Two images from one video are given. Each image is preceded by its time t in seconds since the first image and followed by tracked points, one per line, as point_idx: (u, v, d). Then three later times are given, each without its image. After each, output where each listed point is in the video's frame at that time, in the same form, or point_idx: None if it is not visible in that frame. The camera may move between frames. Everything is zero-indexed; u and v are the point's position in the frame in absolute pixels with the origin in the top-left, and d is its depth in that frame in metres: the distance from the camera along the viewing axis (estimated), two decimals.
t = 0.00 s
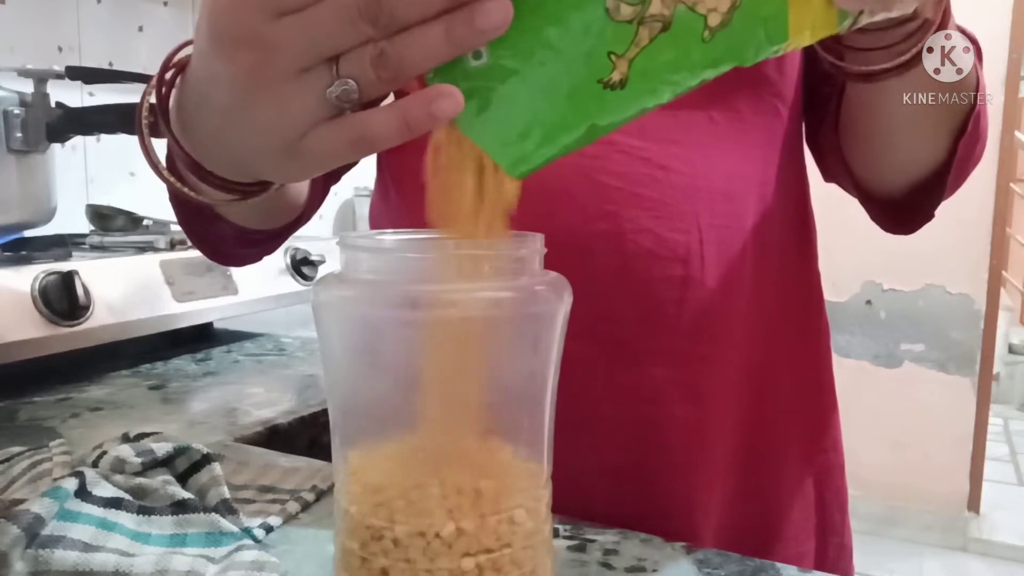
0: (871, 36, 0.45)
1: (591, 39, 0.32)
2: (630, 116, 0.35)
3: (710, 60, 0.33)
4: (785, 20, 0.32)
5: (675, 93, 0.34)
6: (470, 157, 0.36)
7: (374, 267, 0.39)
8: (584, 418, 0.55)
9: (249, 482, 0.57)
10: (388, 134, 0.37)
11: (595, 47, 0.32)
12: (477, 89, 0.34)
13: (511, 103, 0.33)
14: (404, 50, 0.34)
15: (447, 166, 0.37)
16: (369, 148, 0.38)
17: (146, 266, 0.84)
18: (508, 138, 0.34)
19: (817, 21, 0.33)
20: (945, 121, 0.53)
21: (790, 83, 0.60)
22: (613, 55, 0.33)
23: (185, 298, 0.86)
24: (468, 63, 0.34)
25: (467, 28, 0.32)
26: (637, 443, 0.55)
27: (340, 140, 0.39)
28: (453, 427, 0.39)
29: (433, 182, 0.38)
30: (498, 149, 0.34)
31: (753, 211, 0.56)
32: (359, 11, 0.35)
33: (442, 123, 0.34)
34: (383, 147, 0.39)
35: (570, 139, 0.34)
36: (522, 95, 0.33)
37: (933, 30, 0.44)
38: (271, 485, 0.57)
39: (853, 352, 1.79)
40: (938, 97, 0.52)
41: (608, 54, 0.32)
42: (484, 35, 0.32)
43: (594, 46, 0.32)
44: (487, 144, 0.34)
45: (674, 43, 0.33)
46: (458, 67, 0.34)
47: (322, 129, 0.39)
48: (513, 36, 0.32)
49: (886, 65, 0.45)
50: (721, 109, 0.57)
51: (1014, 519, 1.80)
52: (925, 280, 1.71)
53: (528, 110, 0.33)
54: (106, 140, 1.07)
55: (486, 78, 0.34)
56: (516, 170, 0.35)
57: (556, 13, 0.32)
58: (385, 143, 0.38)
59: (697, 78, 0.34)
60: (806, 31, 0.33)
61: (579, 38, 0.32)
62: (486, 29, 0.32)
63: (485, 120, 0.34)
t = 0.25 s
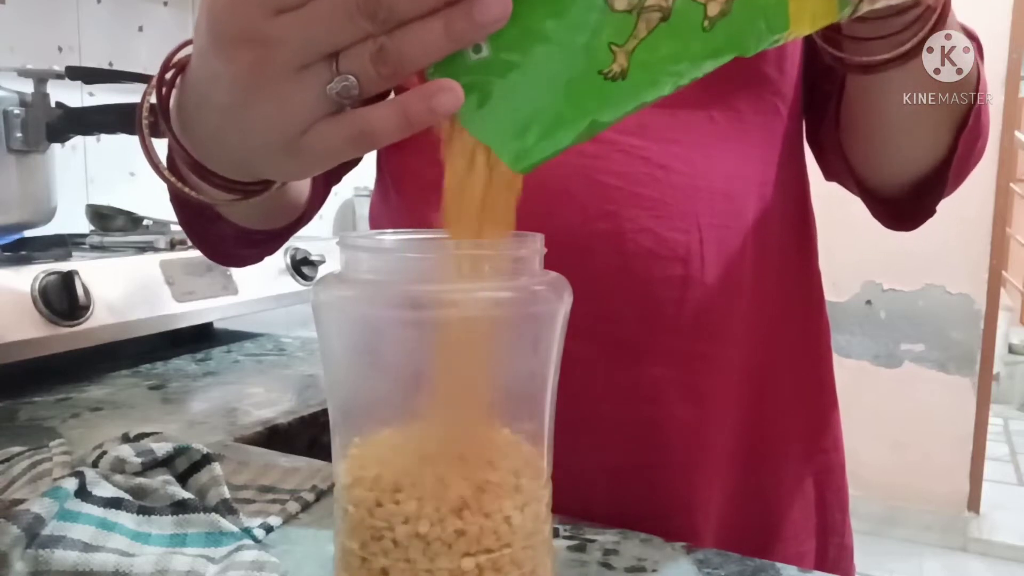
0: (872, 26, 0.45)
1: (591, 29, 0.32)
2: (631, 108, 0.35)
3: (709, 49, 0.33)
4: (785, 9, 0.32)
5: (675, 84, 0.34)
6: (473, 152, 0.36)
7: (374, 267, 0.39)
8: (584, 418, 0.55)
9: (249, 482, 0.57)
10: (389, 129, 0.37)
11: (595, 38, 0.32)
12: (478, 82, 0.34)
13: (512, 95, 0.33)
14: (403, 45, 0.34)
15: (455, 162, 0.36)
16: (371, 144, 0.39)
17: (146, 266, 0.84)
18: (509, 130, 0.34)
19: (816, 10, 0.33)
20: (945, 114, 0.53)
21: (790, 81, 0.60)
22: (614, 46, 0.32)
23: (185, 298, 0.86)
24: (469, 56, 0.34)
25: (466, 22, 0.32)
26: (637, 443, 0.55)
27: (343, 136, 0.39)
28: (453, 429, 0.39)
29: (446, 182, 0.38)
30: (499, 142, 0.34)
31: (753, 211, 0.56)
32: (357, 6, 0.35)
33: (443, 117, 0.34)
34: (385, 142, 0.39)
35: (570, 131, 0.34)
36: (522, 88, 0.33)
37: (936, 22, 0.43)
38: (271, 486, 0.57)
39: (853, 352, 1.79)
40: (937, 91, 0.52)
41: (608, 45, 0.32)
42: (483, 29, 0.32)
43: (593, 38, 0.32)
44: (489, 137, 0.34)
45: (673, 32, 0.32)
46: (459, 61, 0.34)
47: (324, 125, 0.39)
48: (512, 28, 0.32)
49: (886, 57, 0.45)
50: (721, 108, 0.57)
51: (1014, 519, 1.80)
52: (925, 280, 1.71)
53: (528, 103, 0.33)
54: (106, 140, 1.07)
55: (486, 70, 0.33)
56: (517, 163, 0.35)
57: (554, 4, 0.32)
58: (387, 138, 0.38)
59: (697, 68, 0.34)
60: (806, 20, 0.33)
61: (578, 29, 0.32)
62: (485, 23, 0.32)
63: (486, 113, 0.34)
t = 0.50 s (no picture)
0: (873, 13, 0.44)
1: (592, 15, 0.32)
2: (631, 96, 0.35)
3: (708, 33, 0.33)
4: None
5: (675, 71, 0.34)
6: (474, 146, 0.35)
7: (374, 267, 0.39)
8: (585, 418, 0.55)
9: (249, 482, 0.57)
10: (389, 119, 0.37)
11: (596, 24, 0.32)
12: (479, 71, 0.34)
13: (513, 84, 0.33)
14: (403, 35, 0.35)
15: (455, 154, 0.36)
16: (372, 135, 0.38)
17: (145, 266, 0.84)
18: (511, 119, 0.34)
19: None
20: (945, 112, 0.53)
21: (790, 79, 0.60)
22: (615, 32, 0.32)
23: (185, 298, 0.86)
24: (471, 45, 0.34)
25: (465, 13, 0.33)
26: (637, 443, 0.55)
27: (343, 129, 0.38)
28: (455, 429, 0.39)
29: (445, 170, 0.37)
30: (500, 130, 0.34)
31: (753, 209, 0.56)
32: None
33: (444, 107, 0.34)
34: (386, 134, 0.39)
35: (570, 118, 0.34)
36: (524, 76, 0.33)
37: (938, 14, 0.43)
38: (271, 486, 0.57)
39: (853, 352, 1.79)
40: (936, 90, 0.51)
41: (608, 32, 0.32)
42: (483, 18, 0.33)
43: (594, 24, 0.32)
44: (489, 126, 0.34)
45: (672, 17, 0.32)
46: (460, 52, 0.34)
47: (324, 119, 0.39)
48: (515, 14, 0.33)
49: (886, 44, 0.45)
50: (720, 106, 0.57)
51: (1014, 519, 1.80)
52: (925, 280, 1.71)
53: (530, 91, 0.33)
54: (106, 140, 1.07)
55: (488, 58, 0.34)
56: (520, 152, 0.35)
57: None
58: (388, 128, 0.38)
59: (696, 54, 0.34)
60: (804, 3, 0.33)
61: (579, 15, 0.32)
62: (484, 15, 0.32)
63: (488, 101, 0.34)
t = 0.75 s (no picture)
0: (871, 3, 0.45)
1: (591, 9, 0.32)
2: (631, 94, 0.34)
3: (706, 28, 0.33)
4: None
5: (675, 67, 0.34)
6: (474, 145, 0.35)
7: (374, 267, 0.39)
8: (586, 418, 0.55)
9: (249, 482, 0.57)
10: (389, 121, 0.37)
11: (595, 18, 0.32)
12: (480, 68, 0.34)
13: (514, 80, 0.33)
14: (402, 37, 0.35)
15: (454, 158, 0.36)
16: (372, 137, 0.38)
17: (146, 266, 0.84)
18: (512, 116, 0.34)
19: None
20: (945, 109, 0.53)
21: (790, 79, 0.60)
22: (613, 28, 0.32)
23: (185, 298, 0.86)
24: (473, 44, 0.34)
25: (464, 13, 0.33)
26: (637, 443, 0.55)
27: (343, 131, 0.38)
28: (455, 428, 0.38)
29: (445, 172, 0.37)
30: (500, 128, 0.34)
31: (753, 209, 0.56)
32: None
33: (444, 108, 0.34)
34: (386, 135, 0.39)
35: (571, 116, 0.34)
36: (523, 72, 0.33)
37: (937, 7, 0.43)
38: (271, 485, 0.57)
39: (853, 352, 1.79)
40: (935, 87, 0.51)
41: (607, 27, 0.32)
42: (482, 17, 0.33)
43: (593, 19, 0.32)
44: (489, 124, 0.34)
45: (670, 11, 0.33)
46: (460, 50, 0.34)
47: (323, 121, 0.39)
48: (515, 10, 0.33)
49: (886, 35, 0.45)
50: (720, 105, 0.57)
51: (1014, 519, 1.80)
52: (925, 280, 1.71)
53: (530, 87, 0.33)
54: (106, 140, 1.07)
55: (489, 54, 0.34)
56: (522, 153, 0.35)
57: None
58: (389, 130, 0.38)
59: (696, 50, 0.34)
60: None
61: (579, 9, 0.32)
62: (483, 14, 0.33)
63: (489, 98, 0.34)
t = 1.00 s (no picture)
0: None
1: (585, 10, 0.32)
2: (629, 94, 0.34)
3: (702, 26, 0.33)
4: None
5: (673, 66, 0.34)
6: (472, 143, 0.35)
7: (374, 267, 0.39)
8: (584, 418, 0.55)
9: (249, 482, 0.57)
10: (385, 124, 0.37)
11: (589, 17, 0.32)
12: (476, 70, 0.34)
13: (510, 81, 0.33)
14: (396, 41, 0.35)
15: (454, 157, 0.36)
16: (368, 140, 0.39)
17: (146, 266, 0.84)
18: (509, 117, 0.34)
19: None
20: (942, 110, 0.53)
21: (790, 79, 0.60)
22: (608, 28, 0.32)
23: (185, 298, 0.86)
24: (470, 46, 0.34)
25: (456, 15, 0.33)
26: (637, 443, 0.55)
27: (339, 135, 0.39)
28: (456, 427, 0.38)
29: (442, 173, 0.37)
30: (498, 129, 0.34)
31: (753, 209, 0.56)
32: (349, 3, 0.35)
33: (438, 111, 0.35)
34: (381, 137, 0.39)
35: (568, 117, 0.34)
36: (520, 74, 0.33)
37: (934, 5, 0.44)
38: (271, 486, 0.57)
39: (853, 353, 1.79)
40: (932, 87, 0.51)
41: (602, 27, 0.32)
42: (475, 21, 0.33)
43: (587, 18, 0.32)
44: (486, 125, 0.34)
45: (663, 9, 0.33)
46: (456, 52, 0.35)
47: (320, 123, 0.39)
48: (509, 12, 0.33)
49: (884, 28, 0.45)
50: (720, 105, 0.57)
51: (1014, 519, 1.80)
52: (925, 280, 1.71)
53: (528, 88, 0.33)
54: (106, 140, 1.07)
55: (486, 54, 0.34)
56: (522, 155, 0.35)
57: None
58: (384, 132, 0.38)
59: (692, 48, 0.34)
60: None
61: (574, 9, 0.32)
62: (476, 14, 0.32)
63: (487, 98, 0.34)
